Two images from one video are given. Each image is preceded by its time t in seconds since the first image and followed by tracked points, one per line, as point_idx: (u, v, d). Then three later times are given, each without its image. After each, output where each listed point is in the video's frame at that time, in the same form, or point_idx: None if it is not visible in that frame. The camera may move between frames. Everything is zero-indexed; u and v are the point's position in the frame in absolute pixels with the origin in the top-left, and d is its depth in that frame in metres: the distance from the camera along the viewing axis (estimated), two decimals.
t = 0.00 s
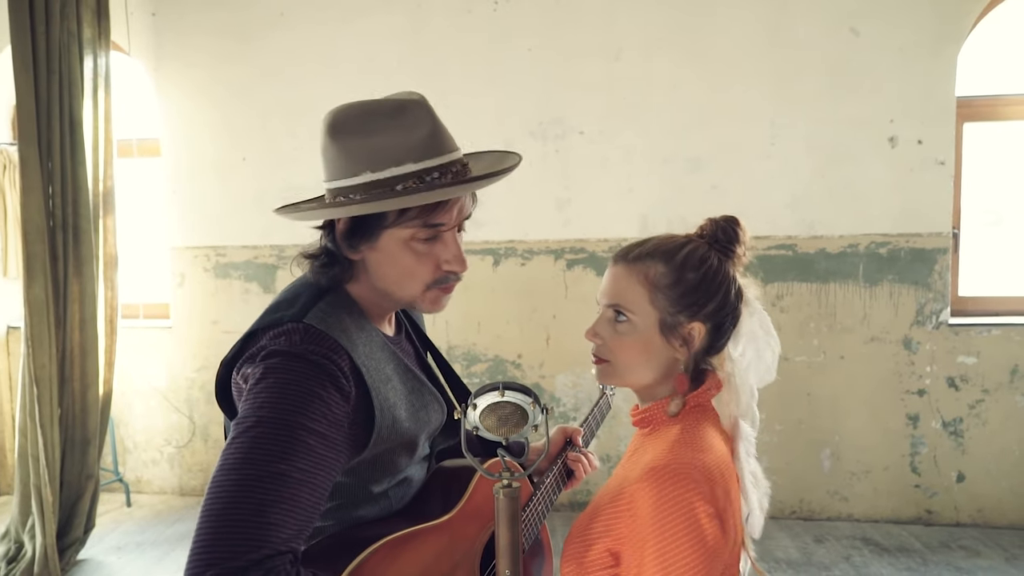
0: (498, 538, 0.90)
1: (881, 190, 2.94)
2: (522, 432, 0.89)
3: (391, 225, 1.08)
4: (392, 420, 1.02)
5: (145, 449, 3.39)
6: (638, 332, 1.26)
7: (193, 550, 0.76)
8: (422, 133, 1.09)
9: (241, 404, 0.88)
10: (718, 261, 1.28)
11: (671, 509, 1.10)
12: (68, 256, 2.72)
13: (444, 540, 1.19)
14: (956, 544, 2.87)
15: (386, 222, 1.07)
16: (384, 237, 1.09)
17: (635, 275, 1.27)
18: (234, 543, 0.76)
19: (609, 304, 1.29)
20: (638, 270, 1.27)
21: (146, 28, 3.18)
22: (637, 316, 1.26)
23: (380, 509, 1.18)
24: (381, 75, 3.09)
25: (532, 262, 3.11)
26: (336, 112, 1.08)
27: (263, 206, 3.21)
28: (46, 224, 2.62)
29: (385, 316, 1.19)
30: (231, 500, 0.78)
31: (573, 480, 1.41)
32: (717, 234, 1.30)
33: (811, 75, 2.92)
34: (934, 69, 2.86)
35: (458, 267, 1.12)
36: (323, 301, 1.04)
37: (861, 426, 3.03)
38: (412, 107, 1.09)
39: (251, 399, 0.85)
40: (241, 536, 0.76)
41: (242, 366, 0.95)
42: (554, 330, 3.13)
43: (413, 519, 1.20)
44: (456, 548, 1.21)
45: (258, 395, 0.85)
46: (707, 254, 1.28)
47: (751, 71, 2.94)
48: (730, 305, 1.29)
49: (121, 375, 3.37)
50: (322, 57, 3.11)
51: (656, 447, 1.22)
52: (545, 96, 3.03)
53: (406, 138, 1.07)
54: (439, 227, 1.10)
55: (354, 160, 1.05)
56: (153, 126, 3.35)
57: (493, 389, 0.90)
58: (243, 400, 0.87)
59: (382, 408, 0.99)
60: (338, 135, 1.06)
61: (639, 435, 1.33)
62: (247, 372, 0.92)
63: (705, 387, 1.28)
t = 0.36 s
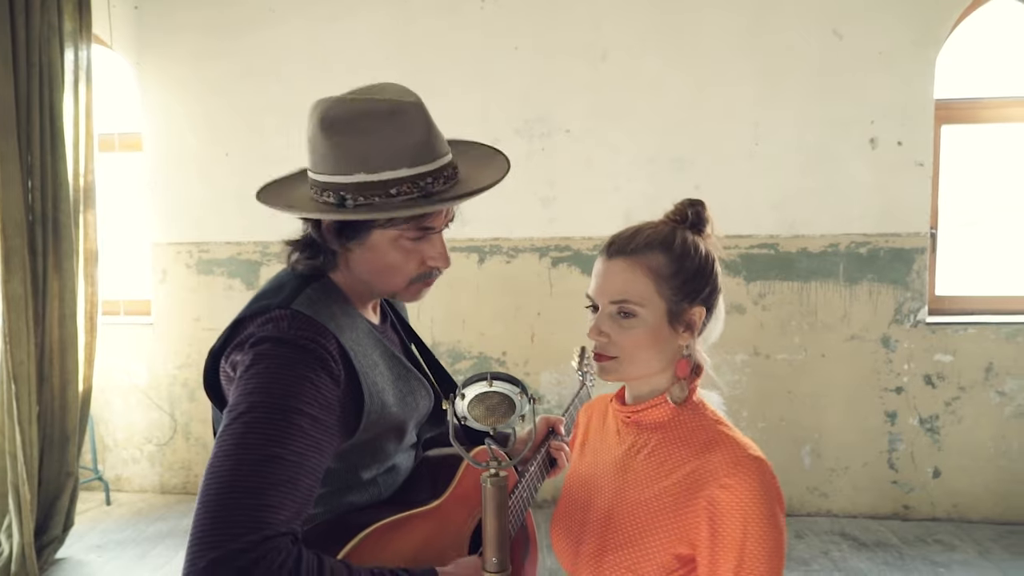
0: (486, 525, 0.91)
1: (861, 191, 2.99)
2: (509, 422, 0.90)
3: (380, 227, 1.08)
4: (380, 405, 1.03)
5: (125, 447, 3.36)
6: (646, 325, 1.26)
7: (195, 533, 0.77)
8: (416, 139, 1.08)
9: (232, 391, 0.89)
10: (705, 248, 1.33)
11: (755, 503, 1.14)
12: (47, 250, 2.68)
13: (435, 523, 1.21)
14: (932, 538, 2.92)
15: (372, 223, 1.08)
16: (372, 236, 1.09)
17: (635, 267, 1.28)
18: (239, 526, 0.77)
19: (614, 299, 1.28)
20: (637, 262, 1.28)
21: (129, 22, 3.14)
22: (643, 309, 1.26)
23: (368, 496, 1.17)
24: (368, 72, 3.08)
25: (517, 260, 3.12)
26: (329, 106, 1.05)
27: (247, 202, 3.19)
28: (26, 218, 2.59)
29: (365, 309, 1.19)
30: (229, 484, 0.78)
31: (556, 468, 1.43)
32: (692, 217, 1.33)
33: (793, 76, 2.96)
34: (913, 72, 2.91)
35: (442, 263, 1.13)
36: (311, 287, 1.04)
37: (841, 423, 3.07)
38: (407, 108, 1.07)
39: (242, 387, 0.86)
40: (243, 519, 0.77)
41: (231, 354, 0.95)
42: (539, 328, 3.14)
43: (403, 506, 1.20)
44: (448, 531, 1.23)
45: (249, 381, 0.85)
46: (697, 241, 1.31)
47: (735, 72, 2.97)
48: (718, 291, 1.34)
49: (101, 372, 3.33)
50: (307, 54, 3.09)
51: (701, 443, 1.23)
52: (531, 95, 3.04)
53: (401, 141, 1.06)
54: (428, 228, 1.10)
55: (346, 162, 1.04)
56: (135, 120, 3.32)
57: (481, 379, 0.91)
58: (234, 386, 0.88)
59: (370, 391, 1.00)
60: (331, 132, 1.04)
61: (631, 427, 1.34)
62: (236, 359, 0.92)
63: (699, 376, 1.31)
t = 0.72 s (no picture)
0: (467, 523, 0.90)
1: (839, 192, 3.03)
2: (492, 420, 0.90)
3: (395, 231, 1.07)
4: (351, 404, 1.02)
5: (101, 448, 3.31)
6: (647, 336, 1.25)
7: (171, 546, 0.79)
8: (439, 152, 1.11)
9: (200, 398, 0.89)
10: (701, 244, 1.31)
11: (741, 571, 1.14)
12: (21, 248, 2.64)
13: (410, 524, 1.21)
14: (908, 534, 2.97)
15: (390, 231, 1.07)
16: (387, 237, 1.08)
17: (628, 275, 1.28)
18: (217, 535, 0.78)
19: (611, 313, 1.28)
20: (628, 268, 1.29)
21: (106, 17, 3.10)
22: (641, 321, 1.26)
23: (341, 496, 1.17)
24: (349, 70, 3.07)
25: (499, 260, 3.12)
26: (354, 109, 1.05)
27: (227, 200, 3.16)
28: None
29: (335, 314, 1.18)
30: (200, 493, 0.79)
31: (531, 460, 1.45)
32: (684, 214, 1.33)
33: (773, 78, 2.99)
34: (890, 76, 2.96)
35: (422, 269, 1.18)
36: (278, 287, 1.03)
37: (819, 421, 3.11)
38: (434, 126, 1.10)
39: (210, 394, 0.86)
40: (215, 529, 0.78)
41: (198, 359, 0.94)
42: (521, 327, 3.15)
43: (376, 506, 1.20)
44: (422, 532, 1.23)
45: (217, 389, 0.85)
46: (692, 240, 1.30)
47: (716, 73, 2.99)
48: (722, 288, 1.32)
49: (77, 371, 3.28)
50: (288, 51, 3.07)
51: (703, 487, 1.22)
52: (514, 94, 3.05)
53: (419, 156, 1.08)
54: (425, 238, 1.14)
55: (375, 166, 1.05)
56: (113, 117, 3.27)
57: (463, 376, 0.92)
58: (202, 392, 0.88)
59: (340, 391, 0.99)
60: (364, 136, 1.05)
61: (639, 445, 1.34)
62: (203, 364, 0.92)
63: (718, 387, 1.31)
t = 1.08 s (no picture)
0: (446, 525, 0.89)
1: (824, 193, 3.05)
2: (472, 420, 0.89)
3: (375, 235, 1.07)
4: (320, 410, 1.01)
5: (81, 446, 3.26)
6: (615, 343, 1.24)
7: (118, 554, 0.77)
8: (422, 157, 1.12)
9: (157, 403, 0.87)
10: (674, 249, 1.28)
11: (621, 537, 1.07)
12: None
13: (382, 528, 1.20)
14: (889, 532, 3.00)
15: (377, 238, 1.07)
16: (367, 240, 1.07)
17: (597, 281, 1.25)
18: (167, 545, 0.77)
19: (579, 319, 1.26)
20: (598, 275, 1.25)
21: (87, 9, 3.05)
22: (610, 327, 1.24)
23: (314, 502, 1.17)
24: (335, 67, 3.04)
25: (485, 258, 3.12)
26: (348, 112, 1.05)
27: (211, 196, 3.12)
28: None
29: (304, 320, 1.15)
30: (154, 501, 0.78)
31: (517, 453, 1.46)
32: (661, 218, 1.29)
33: (760, 79, 3.00)
34: (875, 78, 2.98)
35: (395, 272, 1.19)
36: (242, 291, 1.02)
37: (803, 420, 3.13)
38: (411, 130, 1.10)
39: (167, 399, 0.84)
40: (168, 536, 0.77)
41: (156, 364, 0.93)
42: (507, 326, 3.14)
43: (350, 510, 1.20)
44: (395, 536, 1.21)
45: (174, 394, 0.84)
46: (664, 244, 1.27)
47: (702, 74, 3.00)
48: (695, 292, 1.29)
49: (56, 368, 3.23)
50: (273, 47, 3.04)
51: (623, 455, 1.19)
52: (500, 92, 3.03)
53: (394, 158, 1.08)
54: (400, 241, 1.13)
55: (360, 167, 1.05)
56: (95, 110, 3.23)
57: (443, 376, 0.90)
58: (159, 398, 0.86)
59: (307, 396, 0.98)
60: (355, 137, 1.05)
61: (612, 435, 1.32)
62: (161, 370, 0.90)
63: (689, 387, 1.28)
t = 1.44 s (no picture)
0: (436, 515, 0.89)
1: (819, 188, 3.05)
2: (460, 411, 0.89)
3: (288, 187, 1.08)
4: (307, 401, 1.02)
5: (74, 439, 3.25)
6: (599, 328, 1.22)
7: (108, 549, 0.76)
8: (327, 99, 1.11)
9: (144, 394, 0.86)
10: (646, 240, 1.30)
11: (655, 490, 1.10)
12: None
13: (365, 523, 1.19)
14: (881, 525, 3.01)
15: (282, 184, 1.08)
16: (279, 203, 1.09)
17: (581, 269, 1.24)
18: (157, 539, 0.77)
19: (564, 304, 1.23)
20: (583, 263, 1.24)
21: None
22: (594, 312, 1.22)
23: (299, 494, 1.17)
24: (329, 59, 3.02)
25: (480, 251, 3.11)
26: (257, 75, 1.10)
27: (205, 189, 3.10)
28: None
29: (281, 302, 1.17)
30: (143, 495, 0.78)
31: (504, 451, 1.42)
32: (626, 209, 1.30)
33: (755, 73, 2.99)
34: (871, 73, 2.98)
35: (353, 244, 1.12)
36: (231, 279, 1.03)
37: (796, 414, 3.14)
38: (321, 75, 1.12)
39: (155, 391, 0.84)
40: (160, 531, 0.77)
41: (142, 355, 0.92)
42: (501, 319, 3.14)
43: (336, 504, 1.18)
44: (376, 532, 1.20)
45: (163, 386, 0.83)
46: (636, 235, 1.28)
47: (698, 68, 2.99)
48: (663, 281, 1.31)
49: (49, 360, 3.22)
50: (267, 39, 3.02)
51: (614, 426, 1.22)
52: (495, 85, 3.02)
53: (310, 102, 1.09)
54: (335, 200, 1.10)
55: (256, 123, 1.09)
56: (87, 102, 3.20)
57: (431, 365, 0.90)
58: (146, 389, 0.86)
59: (296, 387, 0.99)
60: (250, 97, 1.10)
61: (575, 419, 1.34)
62: (147, 361, 0.90)
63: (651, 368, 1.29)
